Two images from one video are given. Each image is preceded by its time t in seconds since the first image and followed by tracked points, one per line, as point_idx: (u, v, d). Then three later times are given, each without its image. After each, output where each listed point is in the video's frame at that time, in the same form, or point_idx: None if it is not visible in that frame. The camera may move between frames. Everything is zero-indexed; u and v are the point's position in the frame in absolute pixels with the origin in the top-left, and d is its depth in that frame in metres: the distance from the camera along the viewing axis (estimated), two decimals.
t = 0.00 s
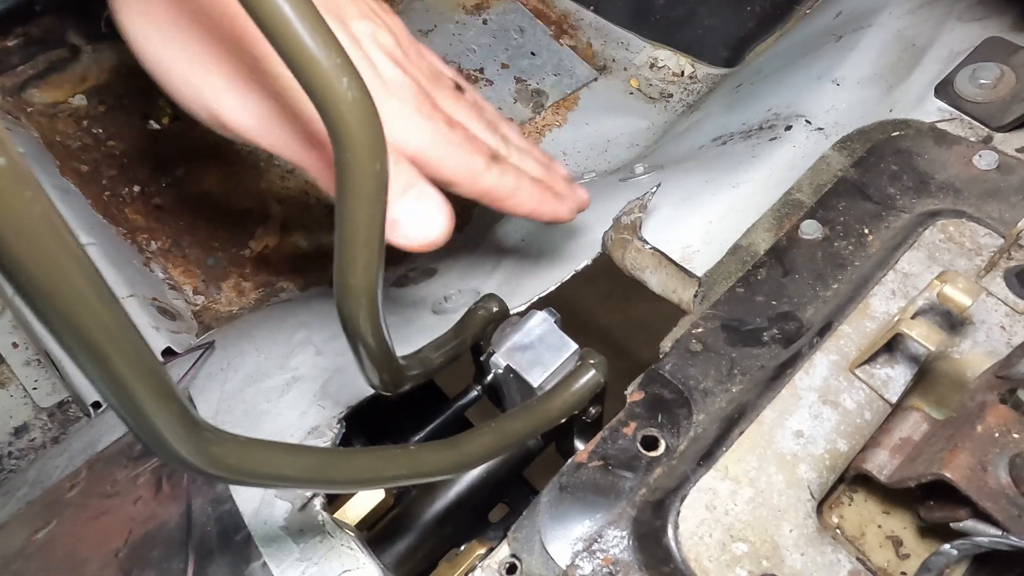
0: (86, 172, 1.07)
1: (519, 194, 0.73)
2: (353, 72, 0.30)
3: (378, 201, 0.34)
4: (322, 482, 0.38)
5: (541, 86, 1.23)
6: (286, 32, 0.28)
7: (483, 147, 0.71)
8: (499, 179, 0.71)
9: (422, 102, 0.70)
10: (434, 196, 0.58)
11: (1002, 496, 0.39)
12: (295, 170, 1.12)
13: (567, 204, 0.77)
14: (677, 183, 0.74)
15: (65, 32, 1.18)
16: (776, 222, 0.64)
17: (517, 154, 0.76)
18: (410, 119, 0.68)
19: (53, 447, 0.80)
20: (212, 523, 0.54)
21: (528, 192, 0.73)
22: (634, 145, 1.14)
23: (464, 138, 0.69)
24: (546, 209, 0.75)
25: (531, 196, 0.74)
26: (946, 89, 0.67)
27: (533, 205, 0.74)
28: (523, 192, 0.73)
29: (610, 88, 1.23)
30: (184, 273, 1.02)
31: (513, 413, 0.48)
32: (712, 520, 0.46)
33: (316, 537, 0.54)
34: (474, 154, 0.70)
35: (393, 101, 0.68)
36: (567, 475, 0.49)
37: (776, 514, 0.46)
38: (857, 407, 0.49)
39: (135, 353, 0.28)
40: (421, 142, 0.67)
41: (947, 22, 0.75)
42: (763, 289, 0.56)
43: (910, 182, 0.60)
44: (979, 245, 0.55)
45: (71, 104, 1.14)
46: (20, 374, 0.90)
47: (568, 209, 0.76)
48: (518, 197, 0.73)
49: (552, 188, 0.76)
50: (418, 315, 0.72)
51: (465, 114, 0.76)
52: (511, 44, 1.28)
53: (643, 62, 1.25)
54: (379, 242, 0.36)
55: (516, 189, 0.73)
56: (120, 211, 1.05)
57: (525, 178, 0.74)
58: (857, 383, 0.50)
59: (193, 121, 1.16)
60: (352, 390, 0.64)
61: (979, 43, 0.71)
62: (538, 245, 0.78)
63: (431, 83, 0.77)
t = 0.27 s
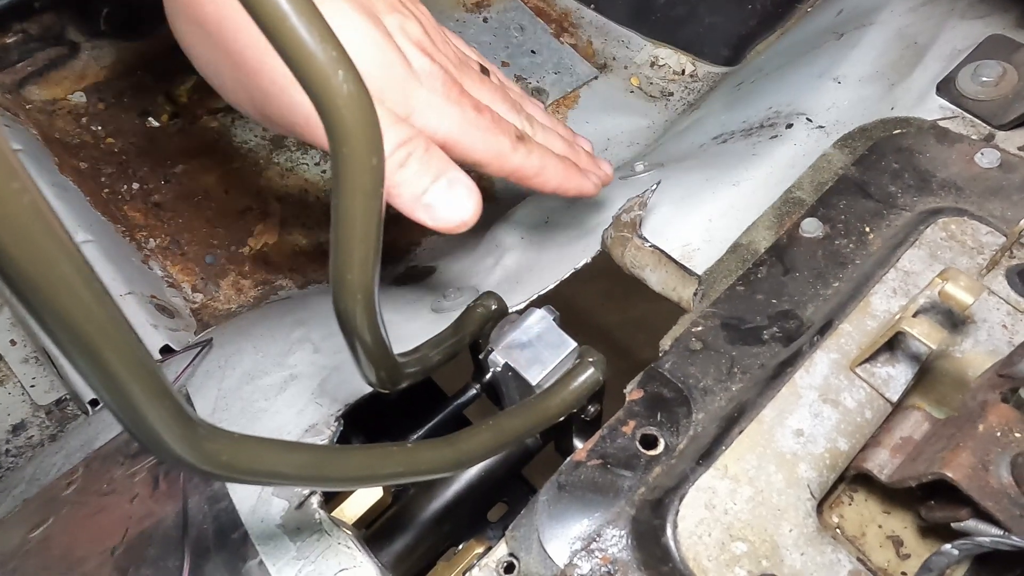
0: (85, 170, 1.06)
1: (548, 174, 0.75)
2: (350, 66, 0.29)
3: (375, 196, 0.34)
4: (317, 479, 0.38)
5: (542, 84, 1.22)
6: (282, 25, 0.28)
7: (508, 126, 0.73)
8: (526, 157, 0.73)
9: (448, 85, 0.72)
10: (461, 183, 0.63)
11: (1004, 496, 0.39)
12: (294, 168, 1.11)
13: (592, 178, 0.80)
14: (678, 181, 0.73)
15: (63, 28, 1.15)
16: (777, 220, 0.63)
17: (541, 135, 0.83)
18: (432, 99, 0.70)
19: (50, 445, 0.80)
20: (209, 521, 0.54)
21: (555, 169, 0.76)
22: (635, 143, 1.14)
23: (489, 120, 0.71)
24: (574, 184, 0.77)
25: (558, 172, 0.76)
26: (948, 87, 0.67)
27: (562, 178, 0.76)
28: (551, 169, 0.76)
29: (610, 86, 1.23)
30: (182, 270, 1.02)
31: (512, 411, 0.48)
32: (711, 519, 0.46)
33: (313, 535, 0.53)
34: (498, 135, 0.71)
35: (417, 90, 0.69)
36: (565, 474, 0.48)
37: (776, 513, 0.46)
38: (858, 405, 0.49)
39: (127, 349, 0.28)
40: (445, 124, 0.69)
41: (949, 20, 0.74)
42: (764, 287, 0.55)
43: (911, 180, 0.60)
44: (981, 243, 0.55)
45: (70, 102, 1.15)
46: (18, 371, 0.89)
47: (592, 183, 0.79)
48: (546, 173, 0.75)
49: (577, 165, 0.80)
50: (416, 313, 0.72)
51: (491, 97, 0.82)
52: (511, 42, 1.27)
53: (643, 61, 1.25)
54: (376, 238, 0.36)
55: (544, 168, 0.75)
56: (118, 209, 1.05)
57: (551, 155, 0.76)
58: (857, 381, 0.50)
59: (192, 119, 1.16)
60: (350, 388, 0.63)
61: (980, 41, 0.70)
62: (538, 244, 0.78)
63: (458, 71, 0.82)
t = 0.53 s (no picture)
0: (87, 171, 1.07)
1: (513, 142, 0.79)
2: (352, 70, 0.29)
3: (377, 199, 0.34)
4: (317, 483, 0.37)
5: (543, 86, 1.23)
6: (283, 29, 0.28)
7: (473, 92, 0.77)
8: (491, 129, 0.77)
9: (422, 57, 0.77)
10: (420, 152, 0.66)
11: (1006, 500, 0.39)
12: (295, 170, 1.11)
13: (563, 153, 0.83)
14: (679, 183, 0.74)
15: (65, 31, 1.17)
16: (778, 223, 0.63)
17: (514, 104, 0.86)
18: (396, 65, 0.75)
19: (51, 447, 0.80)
20: (209, 524, 0.54)
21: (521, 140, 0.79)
22: (636, 145, 1.14)
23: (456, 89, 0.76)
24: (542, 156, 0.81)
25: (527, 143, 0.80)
26: (949, 90, 0.67)
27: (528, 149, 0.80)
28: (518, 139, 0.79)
29: (611, 88, 1.23)
30: (183, 272, 1.02)
31: (513, 414, 0.48)
32: (713, 524, 0.46)
33: (314, 539, 0.53)
34: (461, 100, 0.76)
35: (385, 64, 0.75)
36: (566, 477, 0.48)
37: (777, 518, 0.46)
38: (859, 409, 0.49)
39: (128, 353, 0.28)
40: (405, 87, 0.74)
41: (950, 23, 0.74)
42: (765, 291, 0.55)
43: (913, 183, 0.60)
44: (983, 247, 0.55)
45: (72, 103, 1.14)
46: (19, 373, 0.90)
47: (563, 159, 0.82)
48: (513, 142, 0.79)
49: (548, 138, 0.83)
50: (417, 315, 0.72)
51: (455, 57, 0.87)
52: (512, 44, 1.27)
53: (645, 63, 1.25)
54: (378, 241, 0.36)
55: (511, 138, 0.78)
56: (120, 210, 1.05)
57: (519, 125, 0.79)
58: (859, 385, 0.49)
59: (194, 121, 1.16)
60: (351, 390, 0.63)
61: (982, 44, 0.70)
62: (540, 246, 0.78)
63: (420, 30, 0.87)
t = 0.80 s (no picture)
0: (87, 173, 1.06)
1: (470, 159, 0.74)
2: (348, 75, 0.29)
3: (374, 204, 0.34)
4: (317, 489, 0.37)
5: (543, 89, 1.23)
6: (279, 35, 0.27)
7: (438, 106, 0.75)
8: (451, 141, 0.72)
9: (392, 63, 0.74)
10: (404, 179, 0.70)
11: (1007, 505, 0.39)
12: (295, 172, 1.12)
13: (513, 180, 0.80)
14: (680, 186, 0.73)
15: (65, 35, 1.16)
16: (778, 226, 0.63)
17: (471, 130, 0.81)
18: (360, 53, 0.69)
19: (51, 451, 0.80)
20: (208, 529, 0.54)
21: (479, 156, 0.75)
22: (636, 148, 1.14)
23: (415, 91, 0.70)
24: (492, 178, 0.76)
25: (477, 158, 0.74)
26: (949, 92, 0.67)
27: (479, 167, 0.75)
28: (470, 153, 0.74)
29: (611, 90, 1.23)
30: (183, 275, 1.02)
31: (513, 419, 0.48)
32: (712, 528, 0.46)
33: (313, 543, 0.53)
34: (421, 102, 0.70)
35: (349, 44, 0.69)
36: (566, 482, 0.48)
37: (777, 522, 0.45)
38: (860, 413, 0.49)
39: (124, 360, 0.27)
40: (368, 78, 0.68)
41: (950, 26, 0.74)
42: (765, 294, 0.55)
43: (913, 186, 0.60)
44: (983, 250, 0.55)
45: (72, 106, 1.15)
46: (19, 376, 0.87)
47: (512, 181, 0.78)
48: (466, 155, 0.74)
49: (500, 162, 0.79)
50: (417, 318, 0.72)
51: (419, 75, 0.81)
52: (512, 46, 1.27)
53: (645, 65, 1.25)
54: (375, 246, 0.36)
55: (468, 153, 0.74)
56: (119, 213, 1.05)
57: (475, 143, 0.75)
58: (859, 389, 0.49)
59: (194, 123, 1.16)
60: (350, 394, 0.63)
61: (982, 46, 0.70)
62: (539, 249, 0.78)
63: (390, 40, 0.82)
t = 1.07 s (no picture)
0: (88, 176, 1.07)
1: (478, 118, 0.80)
2: (342, 79, 0.30)
3: (369, 204, 0.35)
4: (316, 484, 0.38)
5: (541, 90, 1.23)
6: (276, 41, 0.28)
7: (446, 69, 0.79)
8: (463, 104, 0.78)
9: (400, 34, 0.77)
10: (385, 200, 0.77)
11: (991, 498, 0.40)
12: (295, 174, 1.13)
13: (531, 131, 0.86)
14: (676, 187, 0.74)
15: (67, 38, 1.19)
16: (770, 225, 0.64)
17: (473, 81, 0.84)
18: (346, 27, 0.70)
19: (54, 450, 0.81)
20: (209, 525, 0.55)
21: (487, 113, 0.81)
22: (633, 149, 1.15)
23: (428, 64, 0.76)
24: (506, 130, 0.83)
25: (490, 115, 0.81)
26: (940, 93, 0.68)
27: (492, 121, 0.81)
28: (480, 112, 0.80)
29: (609, 92, 1.24)
30: (185, 276, 1.03)
31: (508, 415, 0.48)
32: (704, 522, 0.47)
33: (311, 539, 0.54)
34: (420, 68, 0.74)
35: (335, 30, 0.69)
36: (561, 477, 0.49)
37: (767, 516, 0.46)
38: (849, 409, 0.49)
39: (127, 357, 0.28)
40: (359, 53, 0.70)
41: (942, 28, 0.75)
42: (758, 292, 0.56)
43: (903, 186, 0.60)
44: (972, 248, 0.56)
45: (74, 110, 1.15)
46: (21, 377, 0.91)
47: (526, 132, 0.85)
48: (477, 113, 0.80)
49: (515, 114, 0.86)
50: (415, 318, 0.73)
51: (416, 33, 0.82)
52: (510, 48, 1.28)
53: (642, 67, 1.26)
54: (370, 245, 0.37)
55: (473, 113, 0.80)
56: (120, 215, 1.06)
57: (479, 100, 0.80)
58: (848, 385, 0.50)
59: (195, 125, 1.18)
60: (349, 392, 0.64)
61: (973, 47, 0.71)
62: (536, 249, 0.80)
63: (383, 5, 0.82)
